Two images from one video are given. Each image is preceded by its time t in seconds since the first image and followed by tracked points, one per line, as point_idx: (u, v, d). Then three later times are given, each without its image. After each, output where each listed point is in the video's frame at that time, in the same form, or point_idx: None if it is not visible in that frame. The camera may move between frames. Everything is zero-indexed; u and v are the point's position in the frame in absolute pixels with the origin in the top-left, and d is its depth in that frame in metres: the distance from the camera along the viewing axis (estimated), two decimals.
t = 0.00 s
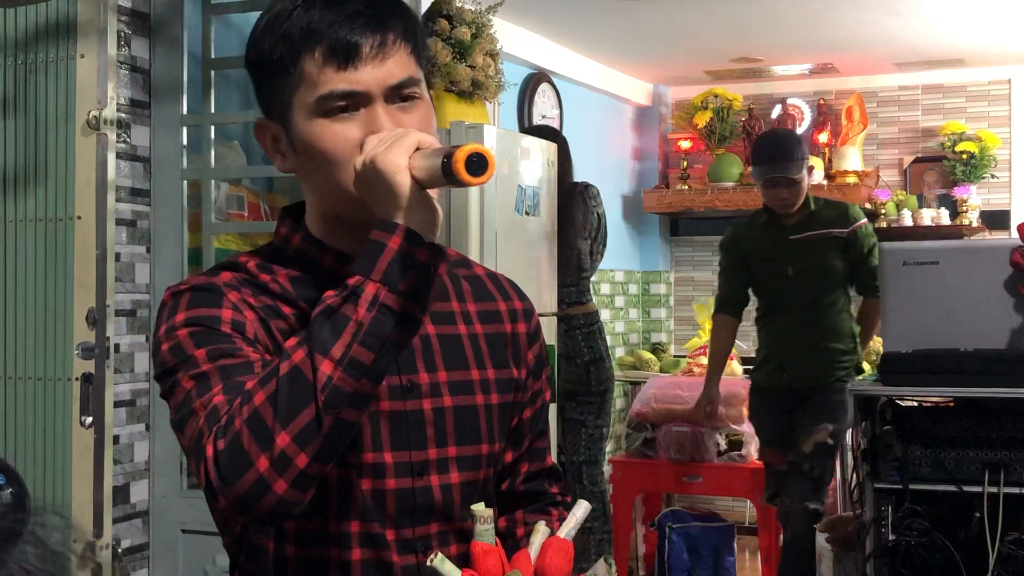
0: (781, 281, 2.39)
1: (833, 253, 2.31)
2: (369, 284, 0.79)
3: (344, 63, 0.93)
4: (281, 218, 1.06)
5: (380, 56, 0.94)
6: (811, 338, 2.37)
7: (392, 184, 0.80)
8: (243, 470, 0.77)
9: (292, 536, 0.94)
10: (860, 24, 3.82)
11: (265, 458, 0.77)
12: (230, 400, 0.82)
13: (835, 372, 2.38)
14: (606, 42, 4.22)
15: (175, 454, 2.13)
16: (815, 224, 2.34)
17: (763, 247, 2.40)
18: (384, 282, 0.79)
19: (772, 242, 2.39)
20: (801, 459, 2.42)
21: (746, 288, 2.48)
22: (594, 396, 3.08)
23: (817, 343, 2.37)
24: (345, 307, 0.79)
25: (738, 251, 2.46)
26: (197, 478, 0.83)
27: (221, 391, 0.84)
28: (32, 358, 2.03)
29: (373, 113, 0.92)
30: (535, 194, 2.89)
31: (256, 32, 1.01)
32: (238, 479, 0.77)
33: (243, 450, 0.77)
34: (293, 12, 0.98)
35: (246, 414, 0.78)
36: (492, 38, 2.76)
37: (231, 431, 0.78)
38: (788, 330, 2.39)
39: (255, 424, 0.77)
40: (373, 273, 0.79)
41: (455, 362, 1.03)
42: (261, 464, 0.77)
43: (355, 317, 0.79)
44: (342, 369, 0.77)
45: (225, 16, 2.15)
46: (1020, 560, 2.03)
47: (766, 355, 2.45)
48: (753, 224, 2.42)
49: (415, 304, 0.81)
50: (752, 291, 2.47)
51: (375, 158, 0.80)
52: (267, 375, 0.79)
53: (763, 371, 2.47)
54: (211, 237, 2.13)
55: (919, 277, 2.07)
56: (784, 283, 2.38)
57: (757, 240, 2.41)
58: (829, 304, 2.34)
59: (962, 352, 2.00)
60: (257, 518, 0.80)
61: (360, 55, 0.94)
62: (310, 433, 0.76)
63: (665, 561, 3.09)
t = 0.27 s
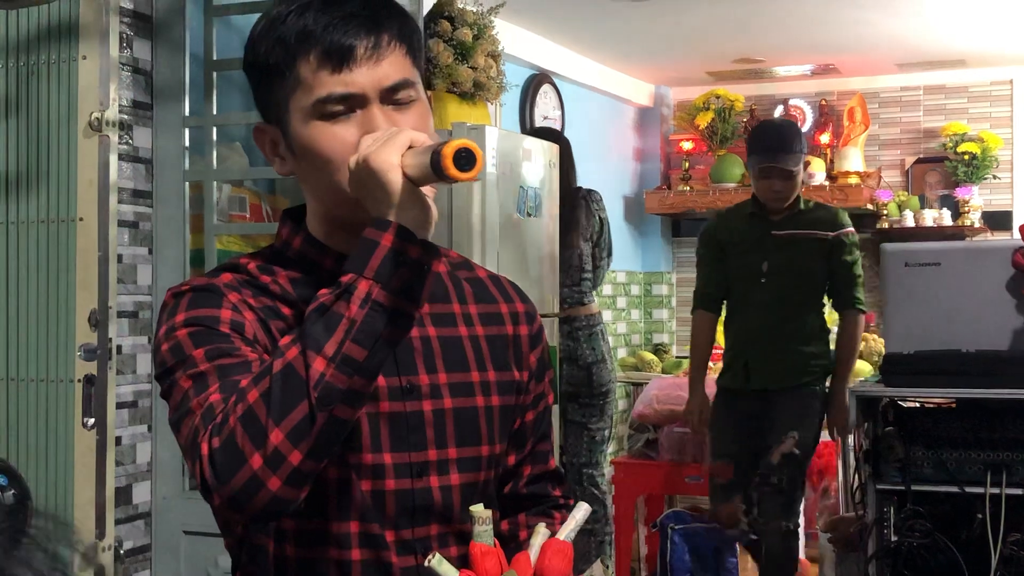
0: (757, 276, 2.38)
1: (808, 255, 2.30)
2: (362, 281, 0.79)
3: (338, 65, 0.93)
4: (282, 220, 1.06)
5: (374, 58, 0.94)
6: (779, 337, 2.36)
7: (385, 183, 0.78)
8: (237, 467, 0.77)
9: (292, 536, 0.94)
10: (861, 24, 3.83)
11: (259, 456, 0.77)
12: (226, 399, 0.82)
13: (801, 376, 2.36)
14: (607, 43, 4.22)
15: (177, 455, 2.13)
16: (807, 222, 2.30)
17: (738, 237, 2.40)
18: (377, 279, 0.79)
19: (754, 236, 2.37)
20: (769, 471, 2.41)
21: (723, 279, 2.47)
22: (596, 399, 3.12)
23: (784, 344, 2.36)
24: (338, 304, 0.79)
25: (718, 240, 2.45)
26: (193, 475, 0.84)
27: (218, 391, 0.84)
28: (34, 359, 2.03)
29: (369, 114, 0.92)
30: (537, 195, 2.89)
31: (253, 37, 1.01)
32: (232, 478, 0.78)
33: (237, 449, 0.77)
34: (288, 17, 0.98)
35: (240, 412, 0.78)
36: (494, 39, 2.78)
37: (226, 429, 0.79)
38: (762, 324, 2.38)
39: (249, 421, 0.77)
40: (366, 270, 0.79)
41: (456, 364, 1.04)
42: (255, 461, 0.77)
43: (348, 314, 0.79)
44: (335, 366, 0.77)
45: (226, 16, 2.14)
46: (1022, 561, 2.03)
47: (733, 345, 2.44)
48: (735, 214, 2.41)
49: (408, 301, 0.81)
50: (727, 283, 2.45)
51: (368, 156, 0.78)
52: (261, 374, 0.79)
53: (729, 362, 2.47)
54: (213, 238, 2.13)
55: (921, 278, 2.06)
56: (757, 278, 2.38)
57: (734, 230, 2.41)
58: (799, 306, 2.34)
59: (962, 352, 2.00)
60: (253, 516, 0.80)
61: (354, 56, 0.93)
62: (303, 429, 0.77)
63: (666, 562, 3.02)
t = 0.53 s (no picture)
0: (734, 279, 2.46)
1: (788, 254, 2.39)
2: (357, 281, 0.79)
3: (337, 67, 0.93)
4: (285, 223, 1.06)
5: (372, 59, 0.94)
6: (757, 336, 2.46)
7: (380, 184, 0.78)
8: (232, 466, 0.78)
9: (292, 538, 0.94)
10: (862, 24, 3.85)
11: (254, 454, 0.77)
12: (223, 398, 0.83)
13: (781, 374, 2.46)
14: (608, 44, 4.23)
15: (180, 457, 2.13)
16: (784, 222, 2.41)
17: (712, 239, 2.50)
18: (372, 279, 0.79)
19: (730, 240, 2.47)
20: (763, 485, 2.49)
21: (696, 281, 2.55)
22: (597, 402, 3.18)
23: (765, 342, 2.45)
24: (333, 304, 0.79)
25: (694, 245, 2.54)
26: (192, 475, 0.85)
27: (215, 390, 0.84)
28: (37, 361, 2.03)
29: (368, 114, 0.92)
30: (540, 197, 2.89)
31: (253, 42, 1.01)
32: (228, 477, 0.78)
33: (233, 448, 0.78)
34: (287, 21, 0.98)
35: (236, 412, 0.79)
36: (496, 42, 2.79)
37: (222, 429, 0.79)
38: (743, 325, 2.48)
39: (245, 421, 0.78)
40: (360, 270, 0.79)
41: (457, 367, 1.04)
42: (250, 460, 0.78)
43: (343, 314, 0.78)
44: (329, 365, 0.77)
45: (229, 19, 2.15)
46: None
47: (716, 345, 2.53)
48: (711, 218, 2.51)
49: (404, 300, 0.80)
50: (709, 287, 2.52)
51: (364, 156, 0.78)
52: (257, 374, 0.79)
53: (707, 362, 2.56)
54: (216, 241, 2.14)
55: (924, 280, 2.06)
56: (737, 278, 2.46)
57: (710, 234, 2.50)
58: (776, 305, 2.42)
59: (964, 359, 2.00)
60: (249, 515, 0.81)
61: (352, 59, 0.94)
62: (298, 428, 0.77)
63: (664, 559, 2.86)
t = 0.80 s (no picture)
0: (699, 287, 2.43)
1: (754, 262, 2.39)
2: (354, 284, 0.79)
3: (336, 71, 0.94)
4: (288, 227, 1.07)
5: (370, 62, 0.94)
6: (719, 344, 2.45)
7: (377, 187, 0.78)
8: (228, 469, 0.78)
9: (292, 541, 0.94)
10: (864, 26, 3.86)
11: (250, 456, 0.77)
12: (221, 401, 0.83)
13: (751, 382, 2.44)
14: (610, 47, 4.24)
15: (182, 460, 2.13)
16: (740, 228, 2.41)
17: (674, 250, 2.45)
18: (369, 281, 0.79)
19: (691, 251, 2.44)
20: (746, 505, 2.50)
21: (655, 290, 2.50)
22: (598, 405, 3.13)
23: (728, 350, 2.45)
24: (330, 307, 0.80)
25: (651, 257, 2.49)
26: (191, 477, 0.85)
27: (214, 393, 0.85)
28: (40, 364, 2.03)
29: (366, 117, 0.92)
30: (542, 200, 2.90)
31: (253, 48, 1.02)
32: (223, 479, 0.78)
33: (229, 450, 0.78)
34: (287, 26, 0.99)
35: (233, 414, 0.79)
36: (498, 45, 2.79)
37: (219, 431, 0.79)
38: (708, 336, 2.47)
39: (241, 423, 0.78)
40: (358, 273, 0.79)
41: (458, 371, 1.04)
42: (246, 462, 0.78)
43: (339, 316, 0.79)
44: (326, 368, 0.77)
45: (232, 23, 2.14)
46: None
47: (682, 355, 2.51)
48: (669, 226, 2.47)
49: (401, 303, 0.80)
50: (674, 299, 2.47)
51: (362, 159, 0.79)
52: (254, 376, 0.80)
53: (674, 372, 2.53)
54: (219, 243, 2.13)
55: (929, 285, 2.06)
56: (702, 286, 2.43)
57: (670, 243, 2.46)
58: (739, 311, 2.41)
59: (959, 361, 1.99)
60: (244, 517, 0.81)
61: (351, 62, 0.94)
62: (294, 431, 0.77)
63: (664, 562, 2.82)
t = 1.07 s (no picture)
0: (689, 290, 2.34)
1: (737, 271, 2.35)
2: (353, 286, 0.79)
3: (337, 72, 0.94)
4: (291, 230, 1.07)
5: (372, 63, 0.94)
6: (704, 352, 2.36)
7: (377, 188, 0.78)
8: (227, 470, 0.78)
9: (293, 544, 0.94)
10: (866, 30, 3.87)
11: (249, 458, 0.77)
12: (221, 402, 0.83)
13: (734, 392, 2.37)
14: (612, 50, 4.24)
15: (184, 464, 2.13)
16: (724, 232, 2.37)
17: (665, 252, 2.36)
18: (368, 283, 0.79)
19: (680, 255, 2.36)
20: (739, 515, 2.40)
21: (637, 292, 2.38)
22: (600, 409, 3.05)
23: (711, 359, 2.37)
24: (329, 308, 0.80)
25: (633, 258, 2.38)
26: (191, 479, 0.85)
27: (214, 395, 0.85)
28: (42, 368, 2.03)
29: (368, 118, 0.92)
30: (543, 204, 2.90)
31: (256, 51, 1.02)
32: (221, 481, 0.78)
33: (228, 451, 0.78)
34: (289, 27, 0.99)
35: (232, 415, 0.79)
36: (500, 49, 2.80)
37: (218, 432, 0.79)
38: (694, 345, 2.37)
39: (240, 424, 0.78)
40: (357, 274, 0.79)
41: (461, 375, 1.04)
42: (245, 463, 0.77)
43: (338, 318, 0.79)
44: (325, 369, 0.77)
45: (235, 27, 2.12)
46: None
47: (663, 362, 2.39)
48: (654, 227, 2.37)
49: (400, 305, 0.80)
50: (661, 303, 2.37)
51: (362, 160, 0.79)
52: (254, 377, 0.80)
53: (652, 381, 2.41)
54: (220, 248, 2.11)
55: (930, 288, 2.06)
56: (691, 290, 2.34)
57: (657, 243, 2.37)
58: (723, 317, 2.35)
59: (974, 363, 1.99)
60: (243, 518, 0.81)
61: (352, 63, 0.94)
62: (293, 432, 0.77)
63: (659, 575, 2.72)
